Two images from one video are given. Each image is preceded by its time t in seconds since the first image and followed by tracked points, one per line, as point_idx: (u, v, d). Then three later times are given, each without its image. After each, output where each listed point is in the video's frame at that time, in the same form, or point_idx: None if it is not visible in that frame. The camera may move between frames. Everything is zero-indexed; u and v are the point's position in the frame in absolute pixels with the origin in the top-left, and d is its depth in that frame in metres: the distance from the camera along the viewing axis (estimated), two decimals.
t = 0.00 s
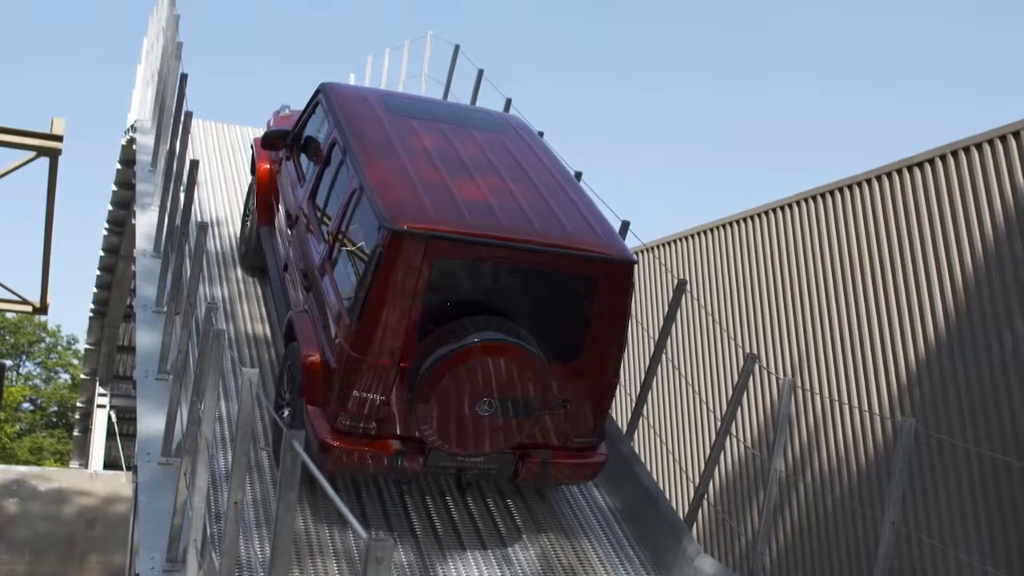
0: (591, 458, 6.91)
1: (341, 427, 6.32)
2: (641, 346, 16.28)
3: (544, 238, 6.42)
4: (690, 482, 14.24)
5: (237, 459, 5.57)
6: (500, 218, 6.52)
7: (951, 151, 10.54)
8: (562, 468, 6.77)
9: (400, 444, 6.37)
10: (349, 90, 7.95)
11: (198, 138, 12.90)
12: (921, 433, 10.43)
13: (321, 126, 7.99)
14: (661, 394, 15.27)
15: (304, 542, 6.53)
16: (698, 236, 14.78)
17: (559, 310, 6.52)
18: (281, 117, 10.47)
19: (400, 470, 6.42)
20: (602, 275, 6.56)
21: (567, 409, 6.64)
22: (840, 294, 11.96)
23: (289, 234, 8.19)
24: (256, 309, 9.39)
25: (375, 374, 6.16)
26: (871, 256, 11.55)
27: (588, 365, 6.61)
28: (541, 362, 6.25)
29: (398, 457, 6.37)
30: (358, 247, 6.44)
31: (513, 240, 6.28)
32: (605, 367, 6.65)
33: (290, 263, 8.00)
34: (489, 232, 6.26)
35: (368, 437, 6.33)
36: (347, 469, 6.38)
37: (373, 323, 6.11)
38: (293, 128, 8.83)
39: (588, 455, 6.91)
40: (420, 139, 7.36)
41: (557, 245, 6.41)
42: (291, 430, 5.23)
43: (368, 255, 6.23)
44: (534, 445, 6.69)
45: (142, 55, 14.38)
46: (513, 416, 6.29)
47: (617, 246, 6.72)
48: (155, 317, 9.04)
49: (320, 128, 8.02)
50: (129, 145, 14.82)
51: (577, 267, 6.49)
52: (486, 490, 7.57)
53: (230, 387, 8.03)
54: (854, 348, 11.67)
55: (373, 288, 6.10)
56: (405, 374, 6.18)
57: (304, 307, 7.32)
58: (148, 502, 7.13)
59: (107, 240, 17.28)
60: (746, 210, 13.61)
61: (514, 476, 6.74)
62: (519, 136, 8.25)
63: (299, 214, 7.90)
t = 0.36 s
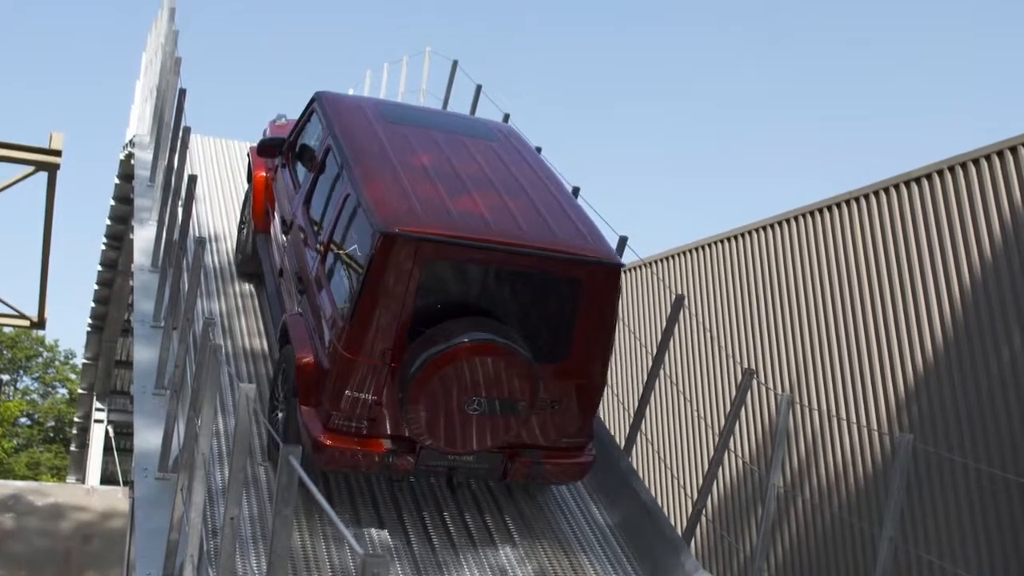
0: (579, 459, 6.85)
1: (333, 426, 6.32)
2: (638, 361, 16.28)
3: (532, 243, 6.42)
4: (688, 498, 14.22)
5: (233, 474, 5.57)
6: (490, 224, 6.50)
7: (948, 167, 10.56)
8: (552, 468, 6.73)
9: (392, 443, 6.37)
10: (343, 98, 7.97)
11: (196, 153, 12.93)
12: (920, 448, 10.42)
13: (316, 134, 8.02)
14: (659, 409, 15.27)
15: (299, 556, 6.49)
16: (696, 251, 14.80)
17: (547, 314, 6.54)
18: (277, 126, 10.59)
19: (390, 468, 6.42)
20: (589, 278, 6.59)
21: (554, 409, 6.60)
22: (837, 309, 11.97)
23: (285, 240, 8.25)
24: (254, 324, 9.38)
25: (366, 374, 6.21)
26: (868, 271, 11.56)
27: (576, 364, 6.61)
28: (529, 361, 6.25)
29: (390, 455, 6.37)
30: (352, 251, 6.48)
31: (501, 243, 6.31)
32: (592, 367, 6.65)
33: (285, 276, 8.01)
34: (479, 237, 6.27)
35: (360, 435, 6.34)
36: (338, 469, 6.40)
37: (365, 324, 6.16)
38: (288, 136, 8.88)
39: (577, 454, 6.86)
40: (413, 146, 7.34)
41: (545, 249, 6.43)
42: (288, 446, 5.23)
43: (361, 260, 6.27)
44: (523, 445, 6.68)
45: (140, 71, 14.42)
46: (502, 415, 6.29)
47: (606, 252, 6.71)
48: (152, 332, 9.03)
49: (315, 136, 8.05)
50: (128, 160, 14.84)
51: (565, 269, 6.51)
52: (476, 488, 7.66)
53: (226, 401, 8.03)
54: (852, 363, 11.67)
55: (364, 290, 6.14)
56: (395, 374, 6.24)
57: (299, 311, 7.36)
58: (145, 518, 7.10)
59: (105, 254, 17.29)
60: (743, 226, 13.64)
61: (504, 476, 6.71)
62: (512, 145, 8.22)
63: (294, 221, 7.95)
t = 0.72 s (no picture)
0: (567, 456, 6.95)
1: (327, 421, 6.37)
2: (636, 371, 16.27)
3: (523, 241, 6.44)
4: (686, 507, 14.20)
5: (231, 485, 5.57)
6: (481, 223, 6.52)
7: (946, 178, 10.57)
8: (539, 464, 6.84)
9: (383, 438, 6.47)
10: (338, 102, 7.99)
11: (194, 163, 12.94)
12: (919, 460, 10.41)
13: (312, 137, 8.05)
14: (658, 419, 15.25)
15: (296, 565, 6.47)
16: (694, 262, 14.82)
17: (536, 313, 6.56)
18: (273, 129, 10.76)
19: (382, 461, 6.50)
20: (577, 277, 6.61)
21: (543, 405, 6.65)
22: (836, 319, 11.96)
23: (280, 239, 8.31)
24: (252, 335, 9.37)
25: (359, 370, 6.26)
26: (866, 281, 11.57)
27: (565, 363, 6.65)
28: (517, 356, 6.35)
29: (381, 449, 6.46)
30: (345, 250, 6.50)
31: (492, 241, 6.32)
32: (580, 364, 6.67)
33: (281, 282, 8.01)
34: (470, 235, 6.29)
35: (353, 430, 6.41)
36: (330, 463, 6.49)
37: (358, 322, 6.18)
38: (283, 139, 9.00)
39: (567, 450, 6.98)
40: (406, 149, 7.35)
41: (536, 247, 6.44)
42: (285, 457, 5.23)
43: (355, 258, 6.29)
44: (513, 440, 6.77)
45: (140, 81, 14.44)
46: (491, 410, 6.40)
47: (594, 250, 6.73)
48: (150, 342, 9.01)
49: (310, 139, 8.08)
50: (126, 170, 14.86)
51: (554, 267, 6.52)
52: (468, 485, 7.70)
53: (224, 412, 8.02)
54: (850, 373, 11.66)
55: (357, 287, 6.15)
56: (387, 370, 6.28)
57: (293, 310, 7.40)
58: (142, 528, 7.07)
59: (103, 264, 17.26)
60: (742, 237, 13.66)
61: (493, 470, 6.80)
62: (504, 150, 8.22)
63: (289, 222, 8.03)
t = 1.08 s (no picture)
0: (557, 457, 6.92)
1: (322, 421, 6.35)
2: (636, 385, 16.26)
3: (511, 244, 6.45)
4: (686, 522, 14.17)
5: (229, 499, 5.56)
6: (471, 225, 6.54)
7: (945, 192, 10.60)
8: (531, 464, 6.78)
9: (376, 437, 6.43)
10: (334, 110, 8.03)
11: (193, 176, 12.95)
12: (918, 474, 10.40)
13: (308, 145, 8.09)
14: (657, 432, 15.24)
15: None
16: (694, 275, 14.83)
17: (527, 318, 6.53)
18: (271, 138, 10.82)
19: (377, 460, 6.45)
20: (565, 282, 6.61)
21: (533, 407, 6.64)
22: (835, 332, 11.95)
23: (276, 244, 8.33)
24: (251, 349, 9.35)
25: (353, 370, 6.22)
26: (865, 294, 11.58)
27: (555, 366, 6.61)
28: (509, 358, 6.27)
29: (374, 448, 6.42)
30: (340, 251, 6.49)
31: (482, 243, 6.35)
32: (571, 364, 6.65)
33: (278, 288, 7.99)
34: (460, 237, 6.31)
35: (347, 429, 6.39)
36: (324, 462, 6.48)
37: (351, 323, 6.16)
38: (281, 146, 9.05)
39: (556, 451, 6.94)
40: (398, 153, 7.37)
41: (525, 250, 6.45)
42: (283, 471, 5.22)
43: (349, 259, 6.29)
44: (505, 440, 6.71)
45: (139, 95, 14.46)
46: (484, 409, 6.31)
47: (583, 254, 6.74)
48: (149, 355, 9.00)
49: (306, 147, 8.13)
50: (126, 184, 14.89)
51: (543, 270, 6.53)
52: (462, 486, 7.77)
53: (223, 426, 8.01)
54: (850, 387, 11.66)
55: (351, 288, 6.15)
56: (381, 369, 6.25)
57: (289, 312, 7.38)
58: (140, 543, 7.05)
59: (102, 278, 17.25)
60: (741, 250, 13.67)
61: (483, 468, 6.77)
62: (496, 155, 8.23)
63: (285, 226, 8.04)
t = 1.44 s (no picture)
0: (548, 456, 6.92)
1: (318, 421, 6.34)
2: (636, 400, 16.26)
3: (503, 249, 6.49)
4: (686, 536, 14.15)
5: (229, 514, 5.56)
6: (464, 231, 6.57)
7: (944, 206, 10.61)
8: (523, 464, 6.80)
9: (371, 436, 6.43)
10: (330, 119, 8.08)
11: (193, 191, 12.97)
12: (917, 488, 10.39)
13: (304, 154, 8.13)
14: (657, 448, 15.24)
15: None
16: (694, 290, 14.85)
17: (518, 321, 6.57)
18: (269, 147, 10.82)
19: (372, 458, 6.47)
20: (555, 285, 6.64)
21: (526, 408, 6.66)
22: (835, 346, 11.95)
23: (273, 250, 8.34)
24: (251, 363, 9.35)
25: (349, 372, 6.25)
26: (864, 307, 11.58)
27: (544, 367, 6.66)
28: (500, 359, 6.32)
29: (369, 448, 6.42)
30: (337, 255, 6.52)
31: (474, 248, 6.37)
32: (560, 363, 6.69)
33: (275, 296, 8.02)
34: (453, 242, 6.34)
35: (344, 429, 6.38)
36: (321, 462, 6.48)
37: (346, 326, 6.20)
38: (279, 154, 9.08)
39: (548, 451, 6.94)
40: (393, 161, 7.41)
41: (516, 254, 6.49)
42: (283, 486, 5.21)
43: (345, 263, 6.31)
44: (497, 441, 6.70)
45: (139, 110, 14.49)
46: (475, 409, 6.37)
47: (573, 259, 6.77)
48: (149, 370, 9.00)
49: (303, 155, 8.17)
50: (126, 199, 14.91)
51: (534, 274, 6.56)
52: (455, 489, 7.86)
53: (223, 441, 8.00)
54: (850, 400, 11.65)
55: (346, 292, 6.19)
56: (375, 370, 6.28)
57: (286, 316, 7.40)
58: (139, 560, 7.03)
59: (102, 292, 17.25)
60: (740, 265, 13.69)
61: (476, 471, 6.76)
62: (489, 163, 8.28)
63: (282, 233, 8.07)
